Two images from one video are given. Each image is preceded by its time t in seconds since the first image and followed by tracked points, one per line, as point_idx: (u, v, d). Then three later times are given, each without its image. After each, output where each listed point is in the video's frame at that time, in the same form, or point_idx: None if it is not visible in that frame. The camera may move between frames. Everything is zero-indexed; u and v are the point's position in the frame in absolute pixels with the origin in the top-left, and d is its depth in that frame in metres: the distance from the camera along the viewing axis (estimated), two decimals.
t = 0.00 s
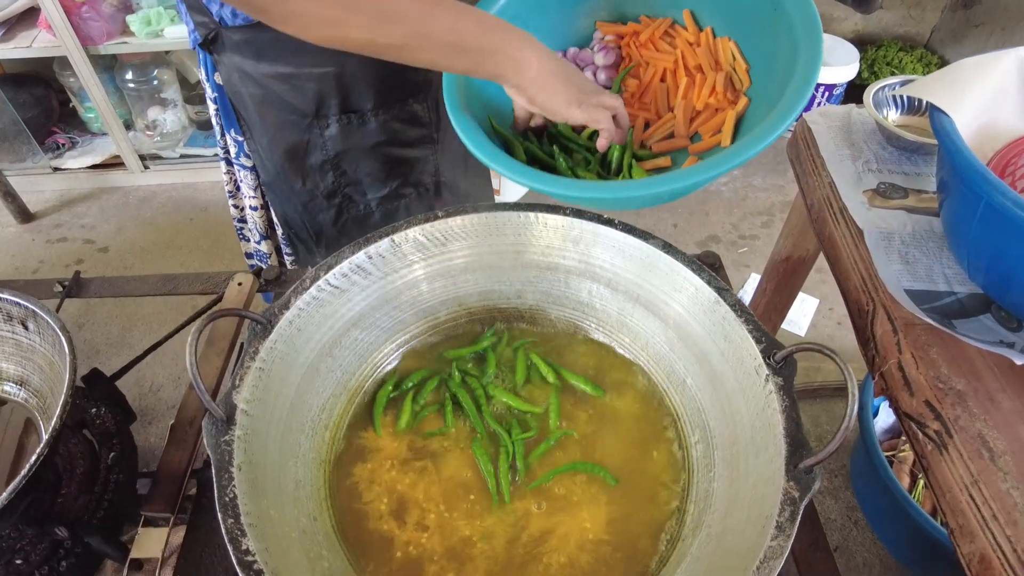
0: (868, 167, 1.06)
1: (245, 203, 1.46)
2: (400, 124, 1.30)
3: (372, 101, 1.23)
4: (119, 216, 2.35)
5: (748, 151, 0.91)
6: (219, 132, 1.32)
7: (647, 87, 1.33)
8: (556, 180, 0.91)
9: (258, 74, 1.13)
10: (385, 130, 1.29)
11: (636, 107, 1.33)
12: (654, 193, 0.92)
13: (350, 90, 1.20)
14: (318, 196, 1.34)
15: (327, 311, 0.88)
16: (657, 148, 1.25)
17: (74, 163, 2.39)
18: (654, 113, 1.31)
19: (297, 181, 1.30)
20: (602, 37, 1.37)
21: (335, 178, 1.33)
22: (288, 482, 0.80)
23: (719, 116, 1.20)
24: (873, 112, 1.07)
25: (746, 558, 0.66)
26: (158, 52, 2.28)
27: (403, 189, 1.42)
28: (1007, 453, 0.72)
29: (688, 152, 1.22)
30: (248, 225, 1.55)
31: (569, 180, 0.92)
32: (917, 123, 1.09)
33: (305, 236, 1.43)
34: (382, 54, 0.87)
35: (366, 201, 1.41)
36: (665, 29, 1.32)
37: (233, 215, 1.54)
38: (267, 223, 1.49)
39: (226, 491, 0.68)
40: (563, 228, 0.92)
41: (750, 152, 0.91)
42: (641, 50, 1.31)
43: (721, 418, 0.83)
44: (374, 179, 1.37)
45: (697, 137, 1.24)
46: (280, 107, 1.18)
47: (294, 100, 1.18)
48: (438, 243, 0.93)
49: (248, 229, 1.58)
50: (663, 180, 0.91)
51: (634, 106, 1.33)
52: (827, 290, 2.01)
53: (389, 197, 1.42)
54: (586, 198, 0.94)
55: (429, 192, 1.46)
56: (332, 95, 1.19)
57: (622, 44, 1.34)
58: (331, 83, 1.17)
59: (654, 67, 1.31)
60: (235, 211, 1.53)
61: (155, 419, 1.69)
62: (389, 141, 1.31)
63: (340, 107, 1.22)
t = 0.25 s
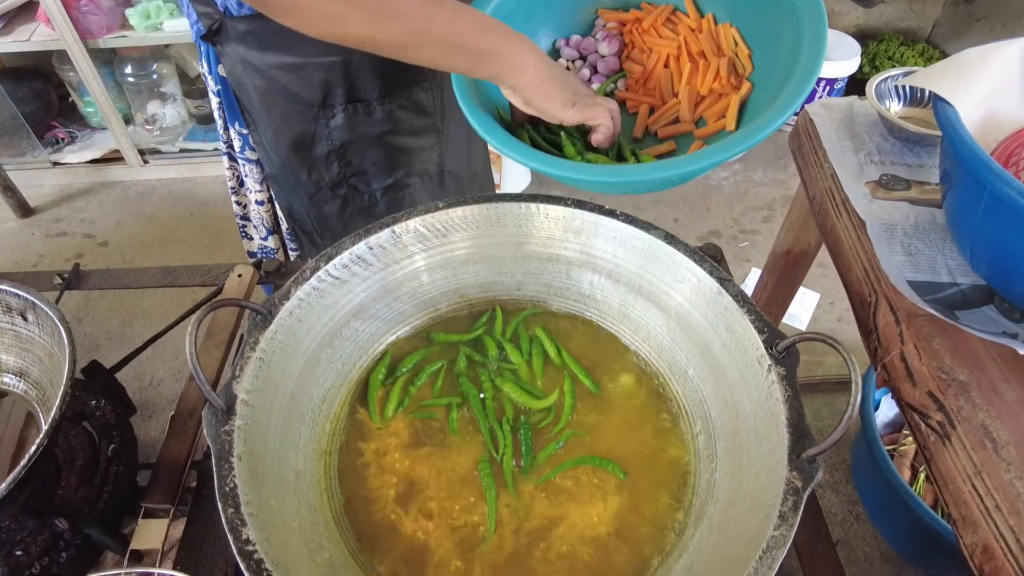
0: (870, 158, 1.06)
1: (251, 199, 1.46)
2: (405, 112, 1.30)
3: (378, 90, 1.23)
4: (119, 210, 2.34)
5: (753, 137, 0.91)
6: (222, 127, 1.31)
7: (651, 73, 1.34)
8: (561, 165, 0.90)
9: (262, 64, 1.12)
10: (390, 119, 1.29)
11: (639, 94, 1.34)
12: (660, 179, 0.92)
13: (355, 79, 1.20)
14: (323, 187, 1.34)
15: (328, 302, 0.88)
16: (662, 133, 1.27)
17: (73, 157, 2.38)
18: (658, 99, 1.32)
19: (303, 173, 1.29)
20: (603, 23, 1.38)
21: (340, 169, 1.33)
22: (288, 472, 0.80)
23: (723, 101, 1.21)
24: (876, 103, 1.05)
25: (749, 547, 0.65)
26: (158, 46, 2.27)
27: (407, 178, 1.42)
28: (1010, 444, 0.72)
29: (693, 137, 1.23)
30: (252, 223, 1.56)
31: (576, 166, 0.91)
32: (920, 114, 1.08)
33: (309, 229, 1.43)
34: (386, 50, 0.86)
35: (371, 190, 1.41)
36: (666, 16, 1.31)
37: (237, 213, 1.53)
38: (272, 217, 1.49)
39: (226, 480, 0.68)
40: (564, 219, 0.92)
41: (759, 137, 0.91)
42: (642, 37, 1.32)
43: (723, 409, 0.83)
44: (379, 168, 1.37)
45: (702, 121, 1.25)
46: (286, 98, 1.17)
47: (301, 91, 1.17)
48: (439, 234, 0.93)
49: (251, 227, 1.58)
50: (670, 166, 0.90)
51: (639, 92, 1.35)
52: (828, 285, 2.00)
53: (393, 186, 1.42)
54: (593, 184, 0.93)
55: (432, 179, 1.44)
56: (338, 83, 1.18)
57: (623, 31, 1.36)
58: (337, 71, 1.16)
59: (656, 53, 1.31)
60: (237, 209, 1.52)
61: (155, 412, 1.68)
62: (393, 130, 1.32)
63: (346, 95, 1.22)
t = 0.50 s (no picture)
0: (872, 149, 1.05)
1: (247, 188, 1.45)
2: (402, 104, 1.29)
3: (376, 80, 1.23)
4: (118, 203, 2.34)
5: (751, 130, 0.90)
6: (219, 116, 1.31)
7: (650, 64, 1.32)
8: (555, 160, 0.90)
9: (260, 53, 1.11)
10: (388, 111, 1.28)
11: (638, 86, 1.31)
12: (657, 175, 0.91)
13: (354, 69, 1.19)
14: (320, 178, 1.32)
15: (327, 291, 0.87)
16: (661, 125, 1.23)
17: (72, 150, 2.37)
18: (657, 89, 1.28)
19: (300, 163, 1.28)
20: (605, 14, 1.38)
21: (338, 160, 1.32)
22: (287, 460, 0.80)
23: (723, 92, 1.19)
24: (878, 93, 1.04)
25: (750, 536, 0.65)
26: (157, 38, 2.27)
27: (406, 171, 1.41)
28: (1012, 434, 0.72)
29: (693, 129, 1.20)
30: (250, 212, 1.55)
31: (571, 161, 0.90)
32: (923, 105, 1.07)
33: (306, 221, 1.42)
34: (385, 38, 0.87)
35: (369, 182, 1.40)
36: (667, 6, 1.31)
37: (234, 203, 1.53)
38: (269, 208, 1.49)
39: (224, 469, 0.67)
40: (565, 209, 0.91)
41: (752, 131, 0.90)
42: (643, 27, 1.31)
43: (724, 398, 0.82)
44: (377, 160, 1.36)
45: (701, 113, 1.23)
46: (283, 87, 1.17)
47: (299, 81, 1.16)
48: (439, 224, 0.92)
49: (249, 217, 1.58)
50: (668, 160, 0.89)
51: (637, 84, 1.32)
52: (829, 278, 2.00)
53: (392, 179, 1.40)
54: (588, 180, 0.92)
55: (432, 173, 1.45)
56: (335, 74, 1.18)
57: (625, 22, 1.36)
58: (334, 62, 1.16)
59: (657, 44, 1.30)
60: (237, 199, 1.52)
61: (155, 405, 1.68)
62: (392, 122, 1.31)
63: (343, 86, 1.21)
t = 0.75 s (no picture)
0: (873, 140, 1.05)
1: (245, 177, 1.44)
2: (401, 96, 1.29)
3: (374, 71, 1.22)
4: (117, 197, 2.33)
5: (745, 128, 0.89)
6: (218, 105, 1.30)
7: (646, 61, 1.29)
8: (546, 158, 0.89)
9: (258, 44, 1.10)
10: (387, 102, 1.28)
11: (633, 82, 1.27)
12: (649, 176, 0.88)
13: (352, 59, 1.18)
14: (318, 169, 1.32)
15: (324, 283, 0.87)
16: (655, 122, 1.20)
17: (70, 143, 2.37)
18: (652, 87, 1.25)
19: (297, 154, 1.28)
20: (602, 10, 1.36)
21: (336, 151, 1.32)
22: (284, 451, 0.79)
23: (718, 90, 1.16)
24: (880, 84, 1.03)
25: (749, 528, 0.65)
26: (154, 30, 2.25)
27: (404, 163, 1.41)
28: (1012, 425, 0.71)
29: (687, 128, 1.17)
30: (248, 201, 1.54)
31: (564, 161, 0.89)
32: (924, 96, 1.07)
33: (304, 212, 1.41)
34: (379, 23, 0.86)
35: (367, 174, 1.39)
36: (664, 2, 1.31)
37: (233, 190, 1.52)
38: (267, 198, 1.48)
39: (221, 460, 0.67)
40: (563, 200, 0.91)
41: (747, 130, 0.89)
42: (640, 23, 1.30)
43: (723, 389, 0.82)
44: (375, 152, 1.36)
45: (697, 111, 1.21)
46: (281, 77, 1.16)
47: (297, 71, 1.16)
48: (437, 215, 0.92)
49: (248, 206, 1.57)
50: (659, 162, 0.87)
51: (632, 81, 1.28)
52: (830, 271, 1.99)
53: (389, 171, 1.41)
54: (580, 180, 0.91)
55: (431, 166, 1.45)
56: (332, 65, 1.17)
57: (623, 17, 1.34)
58: (332, 52, 1.15)
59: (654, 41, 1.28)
60: (235, 186, 1.51)
61: (154, 398, 1.68)
62: (390, 113, 1.30)
63: (341, 78, 1.20)
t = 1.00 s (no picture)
0: (874, 134, 1.04)
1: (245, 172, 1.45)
2: (401, 89, 1.27)
3: (374, 65, 1.21)
4: (116, 190, 2.33)
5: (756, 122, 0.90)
6: (218, 98, 1.30)
7: (657, 53, 1.29)
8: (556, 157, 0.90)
9: (257, 37, 1.10)
10: (387, 96, 1.26)
11: (644, 75, 1.28)
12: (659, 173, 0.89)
13: (352, 54, 1.17)
14: (317, 162, 1.32)
15: (324, 277, 0.87)
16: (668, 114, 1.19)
17: (69, 137, 2.36)
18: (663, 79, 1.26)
19: (296, 147, 1.28)
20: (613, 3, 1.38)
21: (335, 145, 1.31)
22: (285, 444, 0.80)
23: (730, 82, 1.18)
24: (881, 79, 1.03)
25: (748, 521, 0.65)
26: (153, 23, 2.25)
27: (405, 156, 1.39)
28: (1011, 420, 0.71)
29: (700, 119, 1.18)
30: (248, 196, 1.54)
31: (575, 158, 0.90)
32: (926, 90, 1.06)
33: (303, 204, 1.42)
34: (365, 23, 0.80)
35: (366, 167, 1.39)
36: None
37: (233, 186, 1.52)
38: (269, 192, 1.48)
39: (221, 454, 0.67)
40: (563, 194, 0.91)
41: (760, 125, 0.90)
42: (652, 15, 1.32)
43: (722, 383, 0.82)
44: (374, 145, 1.34)
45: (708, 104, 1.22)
46: (281, 70, 1.15)
47: (296, 64, 1.15)
48: (436, 209, 0.92)
49: (248, 201, 1.57)
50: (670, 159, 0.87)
51: (643, 73, 1.29)
52: (830, 265, 1.99)
53: (388, 165, 1.40)
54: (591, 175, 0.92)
55: (430, 160, 1.44)
56: (332, 58, 1.16)
57: (633, 10, 1.36)
58: (331, 46, 1.14)
59: (665, 32, 1.29)
60: (235, 182, 1.51)
61: (155, 392, 1.68)
62: (389, 108, 1.29)
63: (341, 70, 1.19)
